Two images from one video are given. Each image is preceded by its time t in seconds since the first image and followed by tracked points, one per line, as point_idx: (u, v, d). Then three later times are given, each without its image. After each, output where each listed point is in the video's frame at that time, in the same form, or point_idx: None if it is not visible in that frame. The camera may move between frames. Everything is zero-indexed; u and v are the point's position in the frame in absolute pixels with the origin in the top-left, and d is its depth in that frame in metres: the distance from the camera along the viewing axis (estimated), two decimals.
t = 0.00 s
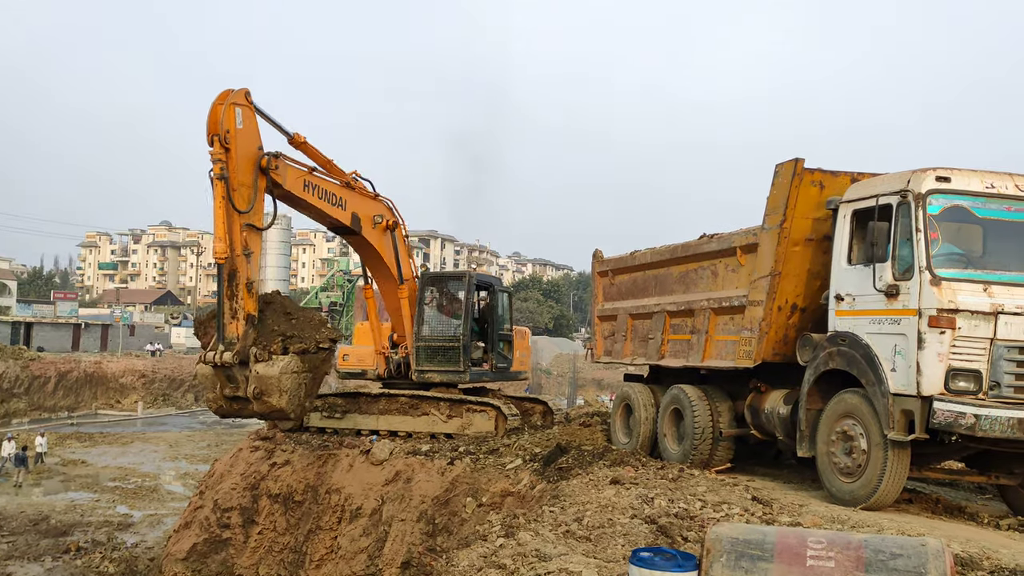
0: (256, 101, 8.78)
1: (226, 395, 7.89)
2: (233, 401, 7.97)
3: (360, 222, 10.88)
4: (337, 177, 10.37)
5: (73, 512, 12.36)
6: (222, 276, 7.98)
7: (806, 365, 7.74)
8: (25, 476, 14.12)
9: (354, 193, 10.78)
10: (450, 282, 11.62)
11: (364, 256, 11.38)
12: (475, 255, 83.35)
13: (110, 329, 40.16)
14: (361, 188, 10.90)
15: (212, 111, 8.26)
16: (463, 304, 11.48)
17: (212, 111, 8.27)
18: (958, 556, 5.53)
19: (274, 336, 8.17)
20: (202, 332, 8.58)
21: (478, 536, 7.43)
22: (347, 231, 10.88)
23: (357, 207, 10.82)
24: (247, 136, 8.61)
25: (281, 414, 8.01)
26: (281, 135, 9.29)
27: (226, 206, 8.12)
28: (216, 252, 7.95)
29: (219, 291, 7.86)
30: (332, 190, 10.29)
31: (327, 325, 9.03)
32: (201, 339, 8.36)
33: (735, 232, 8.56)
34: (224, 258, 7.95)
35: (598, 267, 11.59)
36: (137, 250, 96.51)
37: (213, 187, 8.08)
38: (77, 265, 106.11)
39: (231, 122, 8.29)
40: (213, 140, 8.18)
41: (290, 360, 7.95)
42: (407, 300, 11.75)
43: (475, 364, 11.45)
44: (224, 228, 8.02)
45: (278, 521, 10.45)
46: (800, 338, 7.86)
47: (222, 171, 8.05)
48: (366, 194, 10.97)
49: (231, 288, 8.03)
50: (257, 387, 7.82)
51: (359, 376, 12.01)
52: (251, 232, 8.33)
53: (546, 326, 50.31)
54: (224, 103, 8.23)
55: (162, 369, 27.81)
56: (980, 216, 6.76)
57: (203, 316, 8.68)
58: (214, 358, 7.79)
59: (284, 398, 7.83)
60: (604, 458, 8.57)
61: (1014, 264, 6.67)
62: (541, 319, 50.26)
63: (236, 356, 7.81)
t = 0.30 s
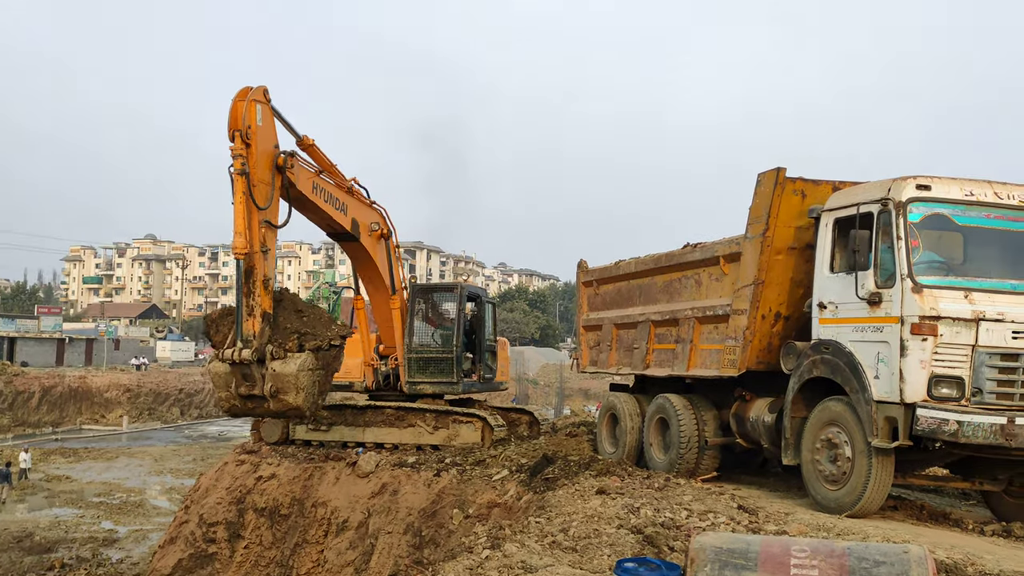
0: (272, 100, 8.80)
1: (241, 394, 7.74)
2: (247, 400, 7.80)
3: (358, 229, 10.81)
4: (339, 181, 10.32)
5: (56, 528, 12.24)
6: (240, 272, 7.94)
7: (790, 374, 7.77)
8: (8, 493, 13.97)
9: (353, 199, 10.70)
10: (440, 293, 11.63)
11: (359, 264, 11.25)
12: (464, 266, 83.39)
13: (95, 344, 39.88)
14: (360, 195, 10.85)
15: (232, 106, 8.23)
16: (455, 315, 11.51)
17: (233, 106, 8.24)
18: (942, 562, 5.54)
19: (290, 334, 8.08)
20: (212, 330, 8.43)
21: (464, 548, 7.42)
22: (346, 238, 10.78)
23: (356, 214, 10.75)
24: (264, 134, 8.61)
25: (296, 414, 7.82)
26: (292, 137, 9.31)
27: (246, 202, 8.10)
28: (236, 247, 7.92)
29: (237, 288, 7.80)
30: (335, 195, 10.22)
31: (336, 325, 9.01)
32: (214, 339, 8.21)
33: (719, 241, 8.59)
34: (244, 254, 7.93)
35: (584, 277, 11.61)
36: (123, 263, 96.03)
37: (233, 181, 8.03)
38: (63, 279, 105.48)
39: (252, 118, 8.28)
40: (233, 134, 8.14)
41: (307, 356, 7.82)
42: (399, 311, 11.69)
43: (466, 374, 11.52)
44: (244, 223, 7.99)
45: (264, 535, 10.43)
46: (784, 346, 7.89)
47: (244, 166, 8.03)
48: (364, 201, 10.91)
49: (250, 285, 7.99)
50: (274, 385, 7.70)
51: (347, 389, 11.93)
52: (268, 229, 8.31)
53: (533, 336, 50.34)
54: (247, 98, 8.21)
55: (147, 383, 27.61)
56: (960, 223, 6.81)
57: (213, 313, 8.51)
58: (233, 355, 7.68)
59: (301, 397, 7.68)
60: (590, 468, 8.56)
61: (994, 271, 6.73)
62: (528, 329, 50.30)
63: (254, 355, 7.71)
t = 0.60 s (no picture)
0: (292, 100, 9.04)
1: (259, 390, 8.14)
2: (263, 397, 8.22)
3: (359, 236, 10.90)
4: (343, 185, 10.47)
5: (41, 544, 12.11)
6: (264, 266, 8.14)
7: (776, 382, 7.80)
8: None
9: (352, 205, 10.81)
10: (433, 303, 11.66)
11: (356, 273, 11.23)
12: (450, 276, 83.32)
13: (78, 357, 39.54)
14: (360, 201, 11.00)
15: (256, 102, 8.45)
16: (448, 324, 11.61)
17: (257, 103, 8.46)
18: (928, 568, 5.57)
19: (307, 330, 8.49)
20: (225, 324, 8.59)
21: (452, 559, 7.40)
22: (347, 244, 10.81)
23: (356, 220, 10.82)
24: (286, 132, 8.86)
25: (312, 410, 8.30)
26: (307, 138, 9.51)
27: (269, 198, 8.32)
28: (258, 241, 8.13)
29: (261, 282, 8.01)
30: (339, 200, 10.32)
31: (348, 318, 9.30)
32: (229, 335, 8.50)
33: (705, 251, 8.64)
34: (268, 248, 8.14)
35: (570, 287, 11.62)
36: (108, 276, 95.41)
37: (258, 177, 8.26)
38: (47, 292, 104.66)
39: (277, 114, 8.51)
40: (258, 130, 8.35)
41: (324, 353, 8.26)
42: (392, 322, 11.68)
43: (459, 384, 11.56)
44: (268, 217, 8.22)
45: (250, 549, 10.36)
46: (770, 355, 7.93)
47: (268, 161, 8.25)
48: (363, 208, 11.04)
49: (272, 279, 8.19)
50: (292, 381, 8.14)
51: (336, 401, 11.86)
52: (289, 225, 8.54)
53: (520, 346, 50.31)
54: (272, 95, 8.43)
55: (132, 397, 27.40)
56: (942, 231, 6.86)
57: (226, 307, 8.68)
58: (255, 352, 8.00)
59: (319, 393, 8.16)
60: (578, 478, 8.56)
61: (976, 278, 6.80)
62: (515, 339, 50.27)
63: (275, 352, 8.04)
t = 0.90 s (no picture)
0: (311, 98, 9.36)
1: (276, 381, 8.16)
2: (279, 389, 8.24)
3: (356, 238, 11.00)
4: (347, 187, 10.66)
5: (23, 554, 11.99)
6: (286, 255, 8.34)
7: (761, 388, 7.82)
8: None
9: (351, 207, 10.94)
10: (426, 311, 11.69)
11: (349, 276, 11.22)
12: (439, 284, 83.30)
13: (63, 366, 39.23)
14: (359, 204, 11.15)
15: (279, 96, 8.76)
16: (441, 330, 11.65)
17: (280, 96, 8.76)
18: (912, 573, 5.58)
19: (325, 321, 8.46)
20: (241, 317, 8.62)
21: (437, 567, 7.37)
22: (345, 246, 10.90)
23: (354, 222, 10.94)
24: (306, 126, 9.13)
25: (328, 401, 8.31)
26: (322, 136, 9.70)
27: (291, 188, 8.58)
28: (280, 231, 8.39)
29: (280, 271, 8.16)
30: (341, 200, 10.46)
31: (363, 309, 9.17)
32: (247, 327, 8.50)
33: (689, 257, 8.66)
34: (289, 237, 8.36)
35: (556, 293, 11.63)
36: (94, 284, 94.84)
37: (280, 167, 8.53)
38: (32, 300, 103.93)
39: (300, 108, 8.82)
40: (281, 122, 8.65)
41: (342, 345, 8.30)
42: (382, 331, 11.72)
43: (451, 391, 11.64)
44: (290, 206, 8.46)
45: (235, 558, 10.29)
46: (755, 360, 7.95)
47: (291, 151, 8.54)
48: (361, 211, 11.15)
49: (293, 268, 8.35)
50: (309, 373, 8.15)
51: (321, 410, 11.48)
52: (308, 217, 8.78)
53: (508, 354, 50.27)
54: (295, 90, 8.75)
55: (117, 405, 27.19)
56: (925, 237, 6.89)
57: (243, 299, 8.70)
58: (274, 342, 8.05)
59: (336, 385, 8.18)
60: (564, 485, 8.55)
61: (958, 284, 6.83)
62: (503, 347, 50.24)
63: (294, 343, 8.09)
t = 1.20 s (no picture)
0: (325, 88, 9.18)
1: (291, 367, 7.50)
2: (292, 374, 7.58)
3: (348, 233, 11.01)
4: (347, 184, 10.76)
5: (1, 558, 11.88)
6: (304, 240, 7.89)
7: (742, 389, 7.86)
8: None
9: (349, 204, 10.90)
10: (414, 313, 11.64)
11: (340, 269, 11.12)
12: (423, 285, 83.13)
13: (42, 368, 38.87)
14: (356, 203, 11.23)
15: (296, 83, 8.59)
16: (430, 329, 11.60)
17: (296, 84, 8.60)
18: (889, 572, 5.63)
19: (339, 307, 7.77)
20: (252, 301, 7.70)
21: (419, 568, 7.37)
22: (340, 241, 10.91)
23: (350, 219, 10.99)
24: (319, 116, 8.92)
25: (338, 387, 7.75)
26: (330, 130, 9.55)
27: (309, 174, 8.28)
28: (298, 215, 7.99)
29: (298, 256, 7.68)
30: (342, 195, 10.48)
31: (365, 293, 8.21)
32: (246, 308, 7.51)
33: (671, 258, 8.70)
34: (307, 223, 7.96)
35: (539, 294, 11.63)
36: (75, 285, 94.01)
37: (299, 152, 8.25)
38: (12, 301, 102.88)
39: (317, 97, 8.65)
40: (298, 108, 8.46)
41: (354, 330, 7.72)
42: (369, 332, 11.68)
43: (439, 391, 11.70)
44: (308, 191, 8.13)
45: (216, 560, 10.26)
46: (736, 361, 7.98)
47: (311, 136, 8.29)
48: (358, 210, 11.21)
49: (310, 252, 7.86)
50: (325, 358, 7.57)
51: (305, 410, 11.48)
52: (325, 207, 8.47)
53: (491, 355, 50.24)
54: (311, 77, 8.62)
55: (97, 407, 26.96)
56: (903, 239, 6.96)
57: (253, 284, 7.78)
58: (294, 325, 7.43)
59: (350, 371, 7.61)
60: (546, 486, 8.56)
61: (937, 285, 6.89)
62: (486, 348, 50.20)
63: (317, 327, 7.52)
